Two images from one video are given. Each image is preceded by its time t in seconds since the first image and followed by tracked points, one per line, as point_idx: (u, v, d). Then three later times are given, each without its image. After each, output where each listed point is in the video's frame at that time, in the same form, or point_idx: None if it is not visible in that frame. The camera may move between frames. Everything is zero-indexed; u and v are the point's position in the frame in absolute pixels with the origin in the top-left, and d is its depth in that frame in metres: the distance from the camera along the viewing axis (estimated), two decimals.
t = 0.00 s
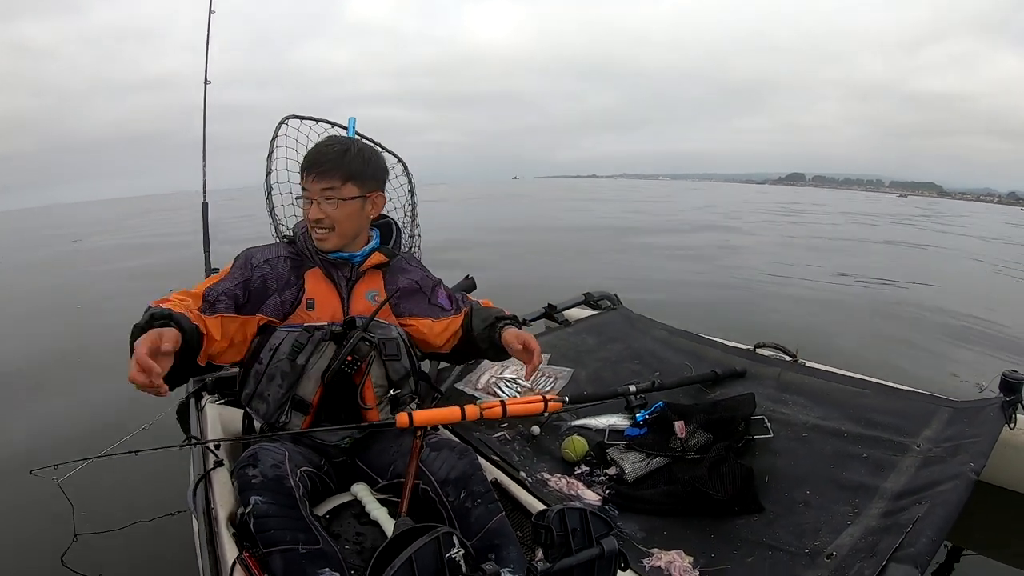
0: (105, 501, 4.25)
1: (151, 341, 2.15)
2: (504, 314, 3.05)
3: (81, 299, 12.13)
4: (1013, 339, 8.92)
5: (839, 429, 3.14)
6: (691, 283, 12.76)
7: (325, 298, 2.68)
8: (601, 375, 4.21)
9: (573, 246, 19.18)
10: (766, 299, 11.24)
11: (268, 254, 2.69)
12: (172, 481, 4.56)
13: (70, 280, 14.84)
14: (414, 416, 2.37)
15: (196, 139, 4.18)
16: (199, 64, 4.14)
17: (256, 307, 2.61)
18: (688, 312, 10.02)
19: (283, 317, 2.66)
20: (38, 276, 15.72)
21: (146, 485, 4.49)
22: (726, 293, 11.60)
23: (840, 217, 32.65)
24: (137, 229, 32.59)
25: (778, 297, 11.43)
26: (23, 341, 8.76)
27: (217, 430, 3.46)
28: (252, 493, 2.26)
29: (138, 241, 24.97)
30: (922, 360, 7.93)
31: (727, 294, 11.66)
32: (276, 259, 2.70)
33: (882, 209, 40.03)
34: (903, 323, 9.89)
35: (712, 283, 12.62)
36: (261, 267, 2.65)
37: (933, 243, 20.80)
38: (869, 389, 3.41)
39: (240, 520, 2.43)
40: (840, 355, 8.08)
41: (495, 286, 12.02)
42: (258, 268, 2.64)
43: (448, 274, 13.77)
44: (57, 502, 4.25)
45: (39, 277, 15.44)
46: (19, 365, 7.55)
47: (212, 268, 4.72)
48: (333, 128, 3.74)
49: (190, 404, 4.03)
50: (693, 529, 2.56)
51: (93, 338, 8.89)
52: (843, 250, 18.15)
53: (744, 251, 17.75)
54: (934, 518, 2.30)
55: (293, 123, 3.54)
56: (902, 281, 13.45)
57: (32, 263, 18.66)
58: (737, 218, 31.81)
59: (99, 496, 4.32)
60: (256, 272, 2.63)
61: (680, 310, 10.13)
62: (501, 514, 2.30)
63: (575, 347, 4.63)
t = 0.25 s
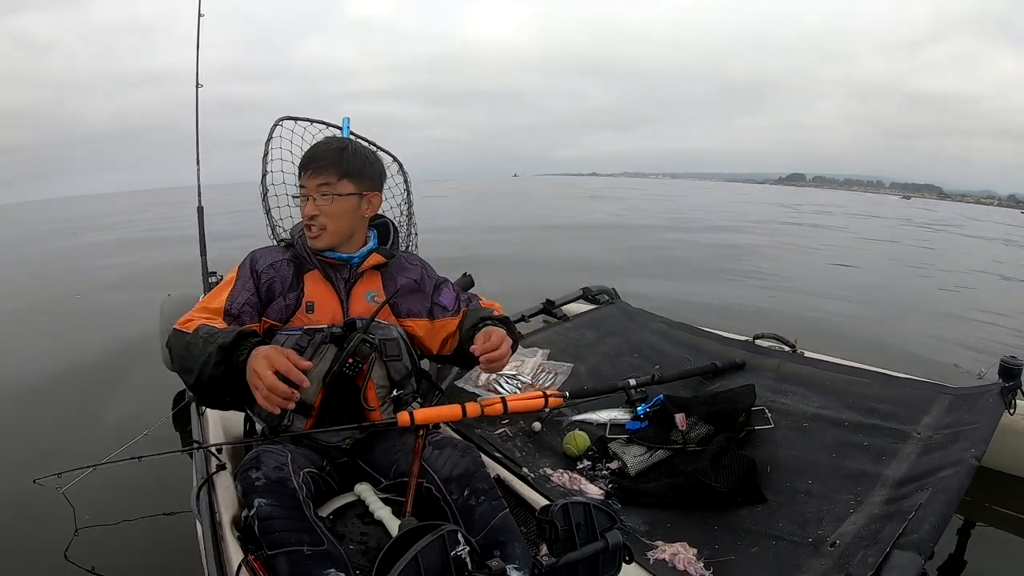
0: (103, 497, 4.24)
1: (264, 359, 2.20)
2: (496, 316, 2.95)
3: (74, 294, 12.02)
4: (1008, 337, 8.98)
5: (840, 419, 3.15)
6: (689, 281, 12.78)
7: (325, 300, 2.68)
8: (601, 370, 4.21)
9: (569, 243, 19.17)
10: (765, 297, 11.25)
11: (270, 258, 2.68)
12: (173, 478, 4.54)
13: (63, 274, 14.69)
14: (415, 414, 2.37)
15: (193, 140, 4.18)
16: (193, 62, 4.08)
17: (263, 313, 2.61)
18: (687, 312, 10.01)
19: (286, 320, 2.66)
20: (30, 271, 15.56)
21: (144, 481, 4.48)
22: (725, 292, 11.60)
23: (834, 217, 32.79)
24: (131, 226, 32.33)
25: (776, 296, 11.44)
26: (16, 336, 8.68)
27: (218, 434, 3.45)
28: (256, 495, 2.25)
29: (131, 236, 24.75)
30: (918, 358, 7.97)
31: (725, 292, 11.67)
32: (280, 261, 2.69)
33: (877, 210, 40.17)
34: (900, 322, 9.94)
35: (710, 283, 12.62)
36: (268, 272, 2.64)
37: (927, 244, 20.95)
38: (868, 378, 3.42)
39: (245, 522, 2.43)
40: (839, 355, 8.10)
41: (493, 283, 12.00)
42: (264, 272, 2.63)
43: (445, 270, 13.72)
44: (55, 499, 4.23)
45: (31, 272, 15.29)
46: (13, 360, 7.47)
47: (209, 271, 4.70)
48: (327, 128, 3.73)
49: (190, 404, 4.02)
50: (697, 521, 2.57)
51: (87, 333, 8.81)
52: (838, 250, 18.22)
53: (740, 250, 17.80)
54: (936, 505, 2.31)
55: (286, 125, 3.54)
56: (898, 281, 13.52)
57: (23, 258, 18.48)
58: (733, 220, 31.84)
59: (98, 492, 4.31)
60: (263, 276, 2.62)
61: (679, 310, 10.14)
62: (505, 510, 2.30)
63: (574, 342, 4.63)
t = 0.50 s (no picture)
0: (103, 494, 4.24)
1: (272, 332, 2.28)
2: (431, 327, 2.54)
3: (74, 289, 12.01)
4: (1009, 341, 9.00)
5: (840, 419, 3.16)
6: (690, 280, 12.80)
7: (302, 304, 2.62)
8: (601, 369, 4.22)
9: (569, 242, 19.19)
10: (765, 299, 11.26)
11: (249, 266, 2.66)
12: (174, 476, 4.54)
13: (62, 269, 14.64)
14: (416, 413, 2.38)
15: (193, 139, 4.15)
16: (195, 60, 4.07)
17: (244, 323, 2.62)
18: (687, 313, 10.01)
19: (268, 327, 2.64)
20: (29, 265, 15.50)
21: (144, 479, 4.48)
22: (725, 293, 11.62)
23: (834, 218, 32.81)
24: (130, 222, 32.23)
25: (776, 297, 11.45)
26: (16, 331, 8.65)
27: (218, 433, 3.45)
28: (257, 495, 2.26)
29: (131, 231, 24.68)
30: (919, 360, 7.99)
31: (726, 292, 11.69)
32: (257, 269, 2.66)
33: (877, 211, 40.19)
34: (901, 323, 9.96)
35: (710, 283, 12.62)
36: (247, 281, 2.63)
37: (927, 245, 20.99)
38: (868, 378, 3.43)
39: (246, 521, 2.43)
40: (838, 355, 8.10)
41: (493, 281, 11.99)
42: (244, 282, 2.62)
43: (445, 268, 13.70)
44: (56, 495, 4.23)
45: (31, 265, 15.28)
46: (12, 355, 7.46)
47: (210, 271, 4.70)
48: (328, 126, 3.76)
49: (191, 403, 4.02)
50: (697, 521, 2.57)
51: (86, 329, 8.79)
52: (839, 252, 18.25)
53: (740, 250, 17.82)
54: (936, 505, 2.32)
55: (287, 124, 3.57)
56: (898, 283, 13.54)
57: (24, 253, 18.47)
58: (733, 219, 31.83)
59: (99, 488, 4.31)
60: (242, 286, 2.62)
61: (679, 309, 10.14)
62: (506, 509, 2.31)
63: (575, 342, 4.64)
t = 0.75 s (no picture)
0: (104, 490, 4.24)
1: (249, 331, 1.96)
2: (278, 349, 2.09)
3: (80, 284, 12.08)
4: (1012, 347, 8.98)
5: (838, 426, 3.17)
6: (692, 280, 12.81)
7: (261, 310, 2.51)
8: (601, 371, 4.23)
9: (573, 242, 19.22)
10: (766, 299, 11.25)
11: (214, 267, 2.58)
12: (174, 471, 4.55)
13: (67, 265, 14.69)
14: (417, 405, 2.39)
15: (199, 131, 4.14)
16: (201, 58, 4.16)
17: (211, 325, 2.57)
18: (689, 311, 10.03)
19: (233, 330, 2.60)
20: (33, 261, 15.55)
21: (144, 475, 4.48)
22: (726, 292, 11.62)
23: (839, 218, 32.82)
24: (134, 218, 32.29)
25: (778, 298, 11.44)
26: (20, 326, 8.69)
27: (218, 422, 3.46)
28: (254, 491, 2.26)
29: (135, 228, 24.73)
30: (921, 364, 7.98)
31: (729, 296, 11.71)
32: (222, 269, 2.56)
33: (881, 216, 40.16)
34: (904, 325, 9.95)
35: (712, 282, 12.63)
36: (214, 281, 2.55)
37: (932, 248, 20.94)
38: (867, 388, 3.44)
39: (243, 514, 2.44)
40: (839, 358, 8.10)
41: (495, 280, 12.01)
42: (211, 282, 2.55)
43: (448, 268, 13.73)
44: (56, 490, 4.23)
45: (38, 261, 15.37)
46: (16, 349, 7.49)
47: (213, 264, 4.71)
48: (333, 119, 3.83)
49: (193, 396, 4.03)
50: (694, 523, 2.58)
51: (90, 324, 8.82)
52: (843, 253, 18.23)
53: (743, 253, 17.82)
54: (933, 512, 2.33)
55: (291, 116, 3.65)
56: (902, 284, 13.51)
57: (30, 248, 18.58)
58: (737, 217, 31.81)
59: (100, 484, 4.32)
60: (210, 286, 2.55)
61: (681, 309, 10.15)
62: (505, 502, 2.32)
63: (576, 344, 4.65)
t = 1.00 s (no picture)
0: (97, 484, 4.23)
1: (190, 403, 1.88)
2: (235, 376, 2.03)
3: (81, 282, 12.11)
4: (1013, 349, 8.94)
5: (835, 436, 3.16)
6: (692, 279, 12.79)
7: (241, 313, 2.51)
8: (598, 375, 4.22)
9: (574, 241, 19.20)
10: (767, 300, 11.18)
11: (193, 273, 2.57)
12: (169, 467, 4.54)
13: (70, 263, 14.73)
14: (412, 404, 2.40)
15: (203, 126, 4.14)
16: (208, 52, 4.18)
17: (189, 329, 2.58)
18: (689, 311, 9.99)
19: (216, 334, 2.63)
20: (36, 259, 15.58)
21: (138, 469, 4.47)
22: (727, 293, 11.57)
23: (842, 217, 32.76)
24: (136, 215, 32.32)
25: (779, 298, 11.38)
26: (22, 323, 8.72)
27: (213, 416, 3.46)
28: (245, 488, 2.25)
29: (137, 226, 24.74)
30: (920, 366, 7.96)
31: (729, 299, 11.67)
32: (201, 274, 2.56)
33: (885, 220, 40.10)
34: (904, 326, 9.92)
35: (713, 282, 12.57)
36: (189, 286, 2.54)
37: (934, 247, 20.87)
38: (864, 399, 3.43)
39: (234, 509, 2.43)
40: (839, 360, 8.06)
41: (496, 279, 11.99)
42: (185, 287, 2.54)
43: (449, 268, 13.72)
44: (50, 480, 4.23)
45: (40, 259, 15.38)
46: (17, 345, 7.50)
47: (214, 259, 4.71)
48: (337, 114, 3.84)
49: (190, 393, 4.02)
50: (688, 529, 2.57)
51: (91, 321, 8.84)
52: (847, 254, 18.11)
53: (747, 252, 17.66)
54: (926, 525, 2.32)
55: (294, 111, 3.66)
56: (904, 284, 13.47)
57: (32, 246, 18.62)
58: (740, 219, 31.71)
59: (94, 478, 4.31)
60: (186, 290, 2.54)
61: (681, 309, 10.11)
62: (498, 502, 2.31)
63: (574, 347, 4.64)
